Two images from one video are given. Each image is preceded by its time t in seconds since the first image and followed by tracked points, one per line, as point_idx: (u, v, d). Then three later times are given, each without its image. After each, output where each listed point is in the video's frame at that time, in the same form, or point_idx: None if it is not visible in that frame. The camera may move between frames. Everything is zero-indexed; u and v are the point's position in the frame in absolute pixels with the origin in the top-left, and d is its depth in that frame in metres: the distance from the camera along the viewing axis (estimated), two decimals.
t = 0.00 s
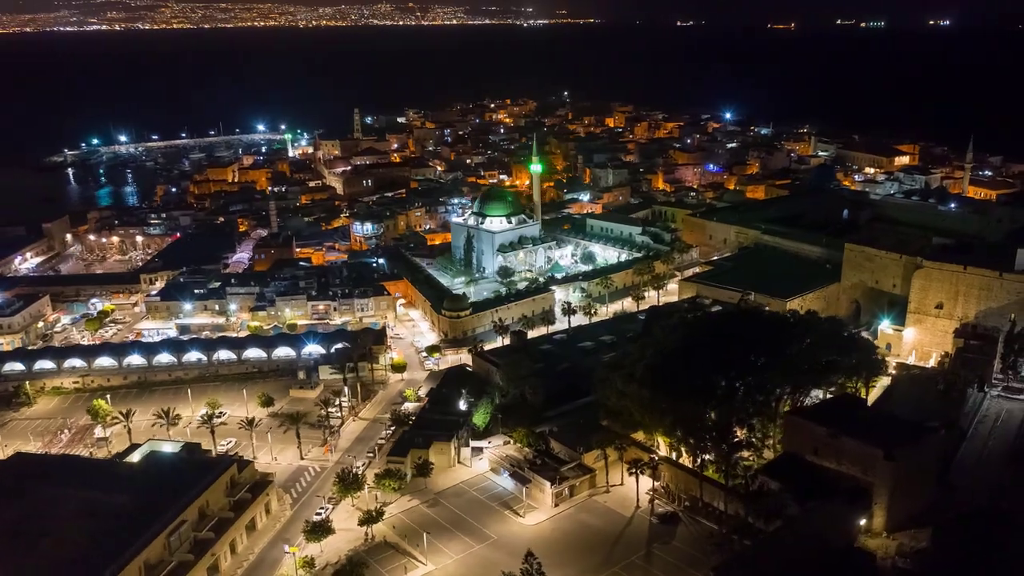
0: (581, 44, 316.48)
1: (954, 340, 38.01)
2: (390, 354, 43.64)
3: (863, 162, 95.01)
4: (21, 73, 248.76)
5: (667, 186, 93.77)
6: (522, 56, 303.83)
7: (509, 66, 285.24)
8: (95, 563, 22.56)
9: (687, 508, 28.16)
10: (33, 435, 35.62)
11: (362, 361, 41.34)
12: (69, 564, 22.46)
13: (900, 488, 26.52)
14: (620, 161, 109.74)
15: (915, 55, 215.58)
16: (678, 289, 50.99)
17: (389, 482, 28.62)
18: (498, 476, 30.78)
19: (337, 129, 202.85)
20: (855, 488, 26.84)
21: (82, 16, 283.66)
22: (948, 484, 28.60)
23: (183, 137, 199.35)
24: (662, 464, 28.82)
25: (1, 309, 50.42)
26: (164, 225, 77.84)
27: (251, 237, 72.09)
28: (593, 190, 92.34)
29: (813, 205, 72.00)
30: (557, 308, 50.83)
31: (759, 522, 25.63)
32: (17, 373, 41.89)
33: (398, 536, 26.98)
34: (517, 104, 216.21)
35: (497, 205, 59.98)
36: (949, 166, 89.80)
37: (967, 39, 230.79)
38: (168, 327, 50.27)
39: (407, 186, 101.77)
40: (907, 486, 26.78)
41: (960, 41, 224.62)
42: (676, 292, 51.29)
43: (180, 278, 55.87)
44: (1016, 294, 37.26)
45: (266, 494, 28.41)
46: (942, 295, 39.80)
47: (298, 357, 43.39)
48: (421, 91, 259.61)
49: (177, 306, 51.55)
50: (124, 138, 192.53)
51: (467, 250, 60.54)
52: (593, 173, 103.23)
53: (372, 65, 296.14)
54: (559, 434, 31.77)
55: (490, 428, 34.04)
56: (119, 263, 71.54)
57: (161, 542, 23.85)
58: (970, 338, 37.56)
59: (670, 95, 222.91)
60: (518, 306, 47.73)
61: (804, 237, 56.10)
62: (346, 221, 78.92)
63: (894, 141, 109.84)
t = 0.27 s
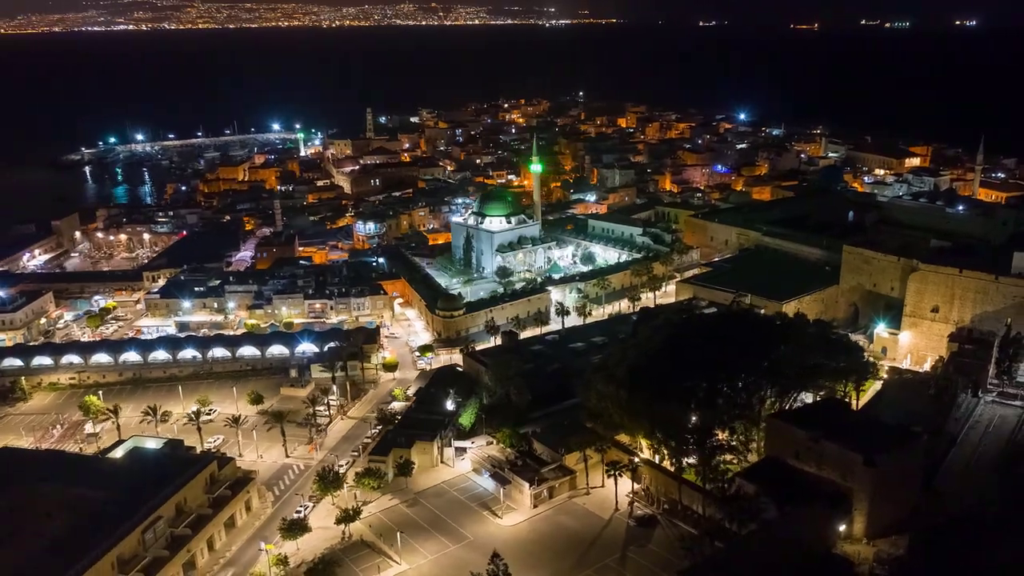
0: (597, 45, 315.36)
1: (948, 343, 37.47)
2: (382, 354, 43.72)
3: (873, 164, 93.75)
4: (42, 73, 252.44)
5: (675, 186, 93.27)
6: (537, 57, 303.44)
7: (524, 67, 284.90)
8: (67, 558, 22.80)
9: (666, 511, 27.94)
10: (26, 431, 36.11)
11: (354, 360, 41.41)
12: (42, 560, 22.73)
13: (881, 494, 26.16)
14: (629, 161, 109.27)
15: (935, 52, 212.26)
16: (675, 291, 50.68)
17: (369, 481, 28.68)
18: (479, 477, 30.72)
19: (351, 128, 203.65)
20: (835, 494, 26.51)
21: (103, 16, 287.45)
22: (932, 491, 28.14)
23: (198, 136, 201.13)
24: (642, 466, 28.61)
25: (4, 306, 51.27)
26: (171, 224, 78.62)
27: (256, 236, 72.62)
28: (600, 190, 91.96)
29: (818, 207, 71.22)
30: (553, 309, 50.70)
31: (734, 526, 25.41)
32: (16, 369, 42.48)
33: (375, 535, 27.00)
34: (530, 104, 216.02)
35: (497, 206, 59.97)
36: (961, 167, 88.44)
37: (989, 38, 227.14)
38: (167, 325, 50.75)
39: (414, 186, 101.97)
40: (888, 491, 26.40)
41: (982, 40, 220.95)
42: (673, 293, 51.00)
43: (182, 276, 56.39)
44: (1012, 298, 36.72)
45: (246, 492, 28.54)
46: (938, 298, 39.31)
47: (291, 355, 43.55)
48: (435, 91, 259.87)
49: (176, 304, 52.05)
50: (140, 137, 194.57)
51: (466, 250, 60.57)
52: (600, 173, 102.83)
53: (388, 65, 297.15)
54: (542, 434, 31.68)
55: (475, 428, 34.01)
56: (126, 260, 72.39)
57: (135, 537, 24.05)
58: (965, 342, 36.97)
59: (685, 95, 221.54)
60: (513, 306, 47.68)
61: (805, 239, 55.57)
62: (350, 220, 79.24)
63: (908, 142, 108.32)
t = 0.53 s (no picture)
0: (615, 45, 314.27)
1: (940, 349, 36.94)
2: (374, 353, 43.87)
3: (884, 166, 92.48)
4: (65, 73, 256.29)
5: (682, 188, 92.73)
6: (554, 57, 302.80)
7: (541, 67, 284.52)
8: (37, 554, 23.18)
9: (640, 514, 27.80)
10: (19, 425, 36.69)
11: (345, 359, 41.58)
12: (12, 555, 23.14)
13: (856, 501, 25.83)
14: (639, 162, 108.74)
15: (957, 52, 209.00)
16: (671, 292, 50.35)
17: (344, 480, 28.80)
18: (457, 478, 30.75)
19: (366, 128, 204.56)
20: (809, 500, 26.24)
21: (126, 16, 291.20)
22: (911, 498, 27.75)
23: (215, 135, 202.99)
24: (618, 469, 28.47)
25: (8, 302, 52.21)
26: (179, 222, 79.50)
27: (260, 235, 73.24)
28: (607, 191, 91.65)
29: (823, 209, 70.38)
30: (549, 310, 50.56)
31: (705, 530, 25.35)
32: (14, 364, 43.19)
33: (347, 535, 27.12)
34: (546, 105, 215.84)
35: (496, 206, 59.97)
36: (975, 170, 87.00)
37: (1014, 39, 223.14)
38: (166, 322, 51.37)
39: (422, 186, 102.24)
40: (864, 498, 26.05)
41: (1006, 41, 217.15)
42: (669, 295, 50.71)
43: (183, 274, 57.03)
44: (1006, 304, 36.15)
45: (224, 489, 28.81)
46: (932, 303, 38.79)
47: (284, 353, 43.81)
48: (452, 91, 260.21)
49: (175, 302, 52.63)
50: (159, 135, 196.76)
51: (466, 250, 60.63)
52: (608, 174, 102.39)
53: (405, 66, 298.18)
54: (522, 436, 31.63)
55: (457, 428, 34.01)
56: (133, 257, 73.36)
57: (105, 534, 24.40)
58: (957, 348, 36.40)
59: (702, 96, 220.06)
60: (507, 307, 47.62)
61: (805, 241, 54.99)
62: (356, 219, 79.63)
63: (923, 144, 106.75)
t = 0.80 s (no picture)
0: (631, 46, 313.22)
1: (934, 352, 36.41)
2: (366, 352, 44.00)
3: (895, 167, 91.37)
4: (85, 73, 259.49)
5: (689, 188, 92.18)
6: (569, 58, 302.27)
7: (557, 68, 284.19)
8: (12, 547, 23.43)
9: (618, 517, 27.64)
10: (12, 421, 37.14)
11: (337, 358, 41.66)
12: None
13: (834, 506, 25.52)
14: (648, 162, 108.24)
15: (977, 52, 206.08)
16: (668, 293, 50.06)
17: (324, 478, 28.88)
18: (439, 477, 30.76)
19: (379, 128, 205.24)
20: (787, 505, 25.91)
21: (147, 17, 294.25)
22: (893, 505, 27.30)
23: (231, 134, 204.62)
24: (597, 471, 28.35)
25: (11, 298, 52.94)
26: (186, 220, 80.19)
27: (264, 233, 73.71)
28: (613, 192, 91.31)
29: (828, 211, 69.61)
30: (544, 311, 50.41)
31: (680, 533, 25.14)
32: (13, 360, 43.74)
33: (324, 533, 27.18)
34: (559, 105, 215.57)
35: (496, 206, 59.93)
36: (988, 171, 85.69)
37: None
38: (165, 319, 51.84)
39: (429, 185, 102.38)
40: (844, 504, 25.73)
41: None
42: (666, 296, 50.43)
43: (184, 272, 57.52)
44: (1001, 308, 35.59)
45: (205, 486, 29.01)
46: (927, 306, 38.35)
47: (278, 351, 44.03)
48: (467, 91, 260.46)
49: (174, 299, 53.07)
50: (176, 134, 198.69)
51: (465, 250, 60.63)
52: (615, 174, 101.98)
53: (421, 66, 298.97)
54: (504, 436, 31.58)
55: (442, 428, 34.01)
56: (140, 255, 74.11)
57: (81, 528, 24.62)
58: (950, 352, 35.88)
59: (717, 96, 218.73)
60: (501, 307, 47.56)
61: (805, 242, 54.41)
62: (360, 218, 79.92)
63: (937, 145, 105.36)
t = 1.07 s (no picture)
0: (648, 46, 311.86)
1: (927, 356, 35.94)
2: (359, 350, 44.24)
3: (905, 168, 90.32)
4: (105, 72, 262.46)
5: (696, 188, 91.71)
6: (585, 58, 301.42)
7: (572, 68, 283.50)
8: None
9: (595, 518, 27.59)
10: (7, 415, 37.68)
11: (329, 357, 41.91)
12: None
13: (811, 511, 25.23)
14: (657, 162, 107.67)
15: (999, 50, 202.75)
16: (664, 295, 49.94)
17: (304, 476, 29.09)
18: (419, 476, 30.86)
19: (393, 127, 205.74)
20: (765, 508, 25.71)
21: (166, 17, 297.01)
22: (873, 510, 27.00)
23: (247, 133, 206.09)
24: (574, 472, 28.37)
25: (15, 294, 53.72)
26: (194, 218, 80.90)
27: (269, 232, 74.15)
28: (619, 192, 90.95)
29: (833, 212, 68.91)
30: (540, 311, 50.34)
31: (653, 536, 25.00)
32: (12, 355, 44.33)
33: (301, 531, 27.36)
34: (573, 104, 214.89)
35: (496, 206, 59.97)
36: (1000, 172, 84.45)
37: None
38: (165, 317, 52.37)
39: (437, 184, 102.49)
40: (822, 509, 25.45)
41: None
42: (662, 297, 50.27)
43: (186, 270, 58.05)
44: (994, 312, 35.14)
45: (187, 482, 29.29)
46: (921, 309, 37.83)
47: (272, 349, 44.31)
48: (482, 90, 260.46)
49: (174, 296, 53.57)
50: (192, 133, 200.34)
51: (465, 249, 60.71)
52: (623, 174, 101.54)
53: (437, 65, 299.34)
54: (487, 436, 31.54)
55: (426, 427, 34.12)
56: (147, 252, 74.89)
57: (58, 523, 24.88)
58: (943, 356, 35.42)
59: (733, 96, 217.27)
60: (496, 306, 47.51)
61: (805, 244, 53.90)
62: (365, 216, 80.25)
63: (950, 146, 103.90)
